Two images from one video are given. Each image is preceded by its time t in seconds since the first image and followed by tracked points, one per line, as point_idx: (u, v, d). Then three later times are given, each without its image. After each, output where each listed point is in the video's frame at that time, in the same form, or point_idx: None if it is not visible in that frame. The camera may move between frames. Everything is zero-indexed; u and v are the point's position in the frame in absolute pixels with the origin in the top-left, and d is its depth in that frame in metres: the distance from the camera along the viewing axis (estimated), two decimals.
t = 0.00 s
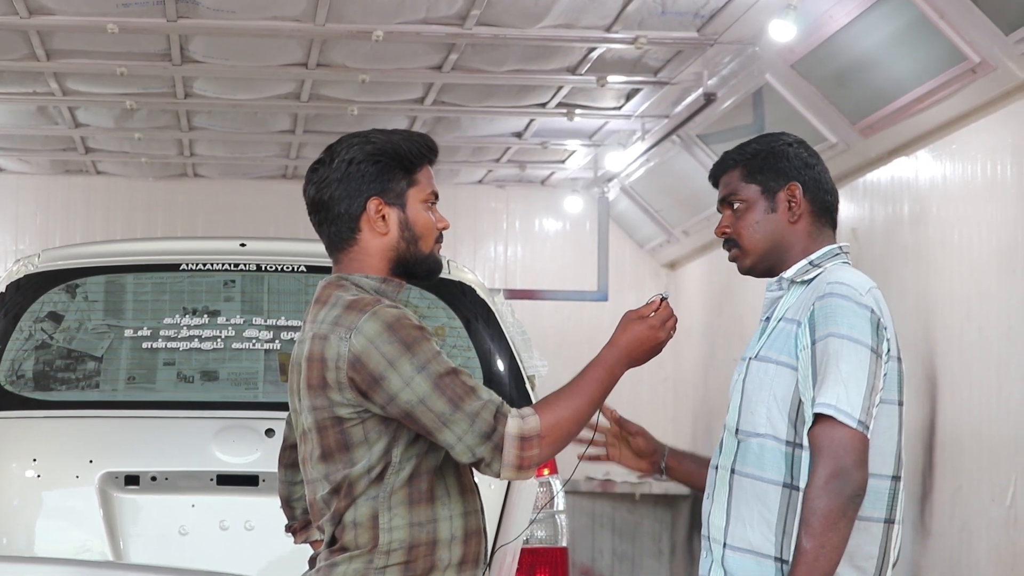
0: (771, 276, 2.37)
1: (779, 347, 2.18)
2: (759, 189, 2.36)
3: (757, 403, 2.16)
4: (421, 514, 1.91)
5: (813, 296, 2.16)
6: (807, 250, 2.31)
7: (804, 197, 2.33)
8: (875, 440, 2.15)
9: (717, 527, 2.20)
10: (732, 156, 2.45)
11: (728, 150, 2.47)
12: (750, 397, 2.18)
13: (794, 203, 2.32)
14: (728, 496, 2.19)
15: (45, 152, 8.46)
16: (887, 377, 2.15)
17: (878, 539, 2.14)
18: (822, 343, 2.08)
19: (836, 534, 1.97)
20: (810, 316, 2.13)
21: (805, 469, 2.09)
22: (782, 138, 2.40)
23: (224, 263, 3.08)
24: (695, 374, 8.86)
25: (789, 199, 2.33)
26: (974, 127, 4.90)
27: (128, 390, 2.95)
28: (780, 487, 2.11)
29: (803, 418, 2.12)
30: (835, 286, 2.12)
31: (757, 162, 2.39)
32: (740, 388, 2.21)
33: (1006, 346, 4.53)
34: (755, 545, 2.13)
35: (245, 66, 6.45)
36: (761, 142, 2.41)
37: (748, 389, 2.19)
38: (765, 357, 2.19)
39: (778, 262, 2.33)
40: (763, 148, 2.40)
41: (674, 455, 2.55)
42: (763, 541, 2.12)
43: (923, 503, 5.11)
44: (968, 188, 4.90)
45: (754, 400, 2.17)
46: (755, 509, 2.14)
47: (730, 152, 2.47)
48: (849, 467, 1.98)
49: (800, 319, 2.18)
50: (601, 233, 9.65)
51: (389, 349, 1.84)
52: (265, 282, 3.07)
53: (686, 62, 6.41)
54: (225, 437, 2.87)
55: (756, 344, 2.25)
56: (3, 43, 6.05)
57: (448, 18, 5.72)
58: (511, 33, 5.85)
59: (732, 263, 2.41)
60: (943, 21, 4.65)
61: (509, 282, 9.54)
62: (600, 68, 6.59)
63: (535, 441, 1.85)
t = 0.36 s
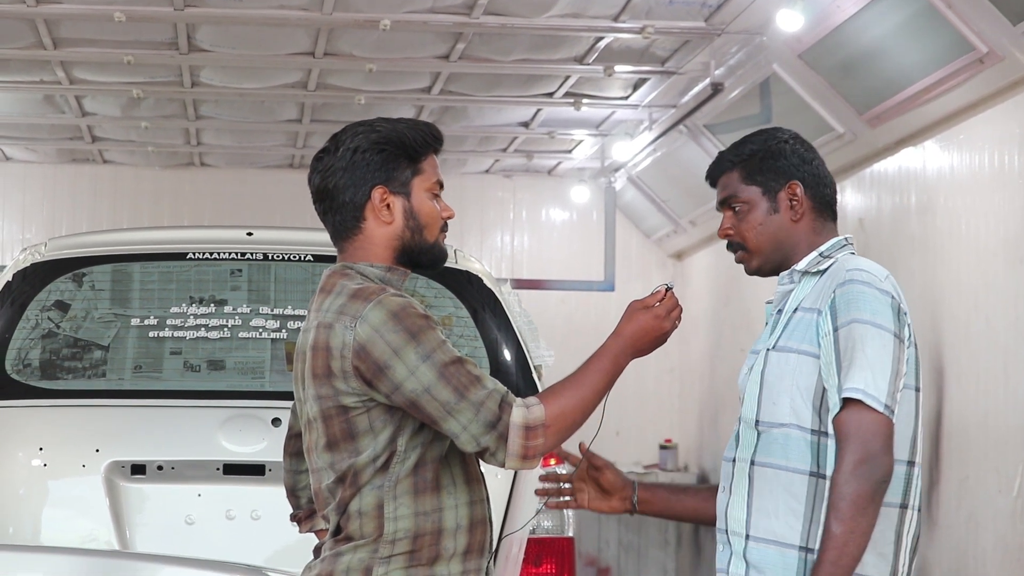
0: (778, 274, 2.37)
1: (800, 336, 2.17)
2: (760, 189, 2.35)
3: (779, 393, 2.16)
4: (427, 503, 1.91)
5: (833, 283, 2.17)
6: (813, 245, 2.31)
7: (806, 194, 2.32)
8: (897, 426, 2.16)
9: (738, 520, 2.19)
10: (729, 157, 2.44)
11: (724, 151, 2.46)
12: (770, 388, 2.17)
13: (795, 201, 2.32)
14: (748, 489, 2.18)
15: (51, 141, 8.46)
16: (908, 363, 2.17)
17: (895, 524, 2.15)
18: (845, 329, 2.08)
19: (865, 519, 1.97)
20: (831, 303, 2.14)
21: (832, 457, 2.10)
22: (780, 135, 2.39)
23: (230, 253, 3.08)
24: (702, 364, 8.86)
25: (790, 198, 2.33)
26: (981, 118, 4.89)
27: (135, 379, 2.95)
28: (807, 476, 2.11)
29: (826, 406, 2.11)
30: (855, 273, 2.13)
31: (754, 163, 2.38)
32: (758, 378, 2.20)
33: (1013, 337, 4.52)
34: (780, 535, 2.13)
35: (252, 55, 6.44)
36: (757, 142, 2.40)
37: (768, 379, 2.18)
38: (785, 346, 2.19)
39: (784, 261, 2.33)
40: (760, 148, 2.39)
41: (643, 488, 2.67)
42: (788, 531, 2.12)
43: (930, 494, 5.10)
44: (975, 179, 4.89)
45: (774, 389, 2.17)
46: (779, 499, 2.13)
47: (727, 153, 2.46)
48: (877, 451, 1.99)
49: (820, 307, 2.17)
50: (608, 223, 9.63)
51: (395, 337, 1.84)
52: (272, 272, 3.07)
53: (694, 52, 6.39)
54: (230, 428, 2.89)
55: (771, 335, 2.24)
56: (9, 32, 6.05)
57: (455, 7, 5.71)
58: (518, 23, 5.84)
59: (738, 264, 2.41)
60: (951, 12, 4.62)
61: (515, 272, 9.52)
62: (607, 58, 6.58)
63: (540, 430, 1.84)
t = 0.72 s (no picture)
0: (778, 264, 2.38)
1: (803, 331, 2.17)
2: (769, 176, 2.35)
3: (782, 388, 2.16)
4: (426, 498, 1.91)
5: (835, 277, 2.17)
6: (815, 239, 2.31)
7: (814, 188, 2.32)
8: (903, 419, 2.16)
9: (742, 516, 2.19)
10: (745, 140, 2.45)
11: (744, 133, 2.47)
12: (774, 382, 2.17)
13: (803, 193, 2.32)
14: (753, 484, 2.18)
15: (55, 135, 8.47)
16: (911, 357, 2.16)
17: (901, 518, 2.15)
18: (848, 324, 2.08)
19: (873, 513, 1.96)
20: (834, 297, 2.13)
21: (835, 451, 2.09)
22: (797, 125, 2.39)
23: (233, 247, 3.10)
24: (705, 360, 8.85)
25: (798, 189, 2.33)
26: (986, 115, 4.87)
27: (137, 373, 2.96)
28: (809, 470, 2.10)
29: (830, 400, 2.10)
30: (858, 267, 2.13)
31: (768, 150, 2.39)
32: (761, 374, 2.20)
33: (1016, 335, 4.51)
34: (785, 530, 2.12)
35: (256, 49, 6.44)
36: (775, 129, 2.40)
37: (772, 374, 2.18)
38: (788, 341, 2.18)
39: (783, 251, 2.34)
40: (777, 136, 2.39)
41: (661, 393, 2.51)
42: (793, 526, 2.11)
43: (933, 491, 5.10)
44: (979, 176, 4.88)
45: (777, 384, 2.17)
46: (783, 495, 2.13)
47: (745, 135, 2.47)
48: (883, 445, 1.98)
49: (822, 301, 2.17)
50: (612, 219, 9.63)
51: (395, 333, 1.84)
52: (275, 266, 3.08)
53: (698, 48, 6.38)
54: (234, 422, 2.89)
55: (773, 331, 2.24)
56: (13, 25, 6.06)
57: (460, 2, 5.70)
58: (522, 18, 5.83)
59: (739, 247, 2.42)
60: (955, 8, 4.61)
61: (519, 268, 9.53)
62: (611, 54, 6.57)
63: (540, 426, 1.84)
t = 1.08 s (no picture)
0: (787, 257, 2.37)
1: (808, 331, 2.17)
2: (786, 166, 2.35)
3: (786, 387, 2.15)
4: (430, 496, 1.90)
5: (841, 278, 2.16)
6: (826, 232, 2.31)
7: (829, 181, 2.33)
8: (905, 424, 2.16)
9: (743, 513, 2.19)
10: (764, 130, 2.44)
11: (762, 123, 2.46)
12: (779, 381, 2.17)
13: (819, 184, 2.32)
14: (754, 482, 2.18)
15: (59, 133, 8.47)
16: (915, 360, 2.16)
17: (902, 521, 2.14)
18: (853, 326, 2.08)
19: (872, 517, 1.96)
20: (840, 298, 2.13)
21: (836, 453, 2.08)
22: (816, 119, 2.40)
23: (239, 246, 3.10)
24: (710, 358, 8.84)
25: (814, 180, 2.32)
26: (991, 112, 4.86)
27: (143, 372, 2.96)
28: (810, 471, 2.10)
29: (833, 402, 2.10)
30: (864, 269, 2.12)
31: (788, 141, 2.39)
32: (765, 372, 2.20)
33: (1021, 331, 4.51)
34: (784, 529, 2.12)
35: (261, 48, 6.44)
36: (797, 122, 2.40)
37: (776, 373, 2.18)
38: (793, 341, 2.18)
39: (794, 240, 2.33)
40: (798, 128, 2.39)
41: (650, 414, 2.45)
42: (791, 526, 2.11)
43: (939, 488, 5.08)
44: (984, 173, 4.87)
45: (782, 382, 2.17)
46: (784, 494, 2.12)
47: (764, 126, 2.46)
48: (883, 449, 1.98)
49: (828, 302, 2.16)
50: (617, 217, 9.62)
51: (400, 331, 1.84)
52: (280, 265, 3.08)
53: (703, 45, 6.36)
54: (239, 421, 2.89)
55: (779, 327, 2.24)
56: (18, 24, 6.06)
57: None
58: (527, 16, 5.82)
59: (749, 237, 2.40)
60: (960, 5, 4.60)
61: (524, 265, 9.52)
62: (616, 51, 6.56)
63: (546, 424, 1.84)
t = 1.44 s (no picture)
0: (790, 257, 2.38)
1: (821, 327, 2.15)
2: (785, 167, 2.36)
3: (799, 384, 2.14)
4: (434, 492, 1.90)
5: (854, 275, 2.15)
6: (828, 232, 2.32)
7: (829, 179, 2.34)
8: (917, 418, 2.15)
9: (755, 510, 2.19)
10: (757, 132, 2.44)
11: (754, 125, 2.47)
12: (790, 378, 2.16)
13: (818, 183, 2.33)
14: (766, 479, 2.18)
15: (64, 129, 8.47)
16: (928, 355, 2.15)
17: (911, 515, 2.14)
18: (868, 321, 2.07)
19: (892, 513, 1.95)
20: (855, 295, 2.12)
21: (852, 449, 2.07)
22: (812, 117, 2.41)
23: (243, 242, 3.12)
24: (715, 354, 8.83)
25: (813, 180, 2.34)
26: (996, 108, 4.84)
27: (147, 368, 2.99)
28: (826, 467, 2.09)
29: (847, 398, 2.09)
30: (878, 265, 2.12)
31: (782, 141, 2.39)
32: (777, 369, 2.19)
33: None
34: (797, 525, 2.12)
35: (266, 43, 6.43)
36: (789, 121, 2.41)
37: (788, 370, 2.17)
38: (804, 337, 2.17)
39: (798, 242, 2.34)
40: (791, 128, 2.40)
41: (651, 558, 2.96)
42: (806, 521, 2.11)
43: (943, 483, 5.08)
44: (989, 169, 4.85)
45: (794, 379, 2.16)
46: (797, 490, 2.12)
47: (755, 127, 2.46)
48: (903, 445, 1.97)
49: (841, 298, 2.16)
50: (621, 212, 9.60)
51: (404, 327, 1.83)
52: (285, 260, 3.12)
53: (708, 41, 6.35)
54: (243, 417, 2.94)
55: (787, 326, 2.24)
56: (22, 20, 6.05)
57: None
58: (531, 12, 5.82)
59: (750, 239, 2.41)
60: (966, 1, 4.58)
61: (529, 261, 9.50)
62: (620, 47, 6.55)
63: (549, 421, 1.83)
